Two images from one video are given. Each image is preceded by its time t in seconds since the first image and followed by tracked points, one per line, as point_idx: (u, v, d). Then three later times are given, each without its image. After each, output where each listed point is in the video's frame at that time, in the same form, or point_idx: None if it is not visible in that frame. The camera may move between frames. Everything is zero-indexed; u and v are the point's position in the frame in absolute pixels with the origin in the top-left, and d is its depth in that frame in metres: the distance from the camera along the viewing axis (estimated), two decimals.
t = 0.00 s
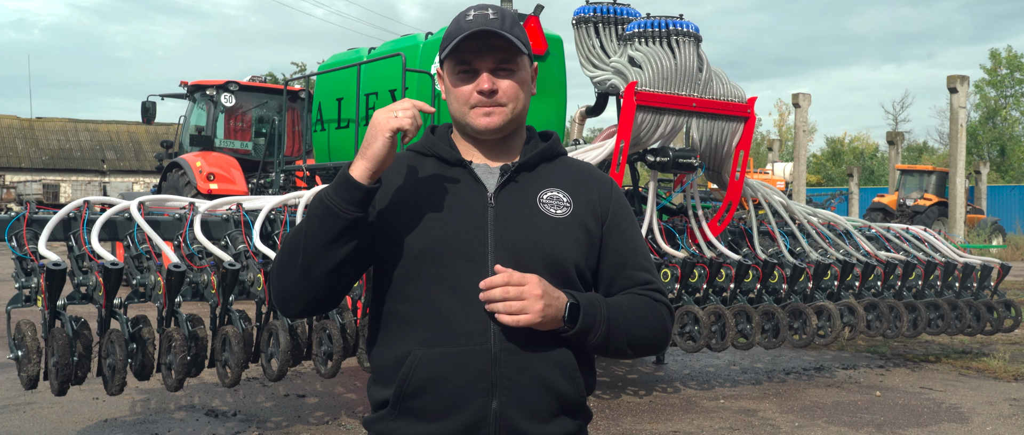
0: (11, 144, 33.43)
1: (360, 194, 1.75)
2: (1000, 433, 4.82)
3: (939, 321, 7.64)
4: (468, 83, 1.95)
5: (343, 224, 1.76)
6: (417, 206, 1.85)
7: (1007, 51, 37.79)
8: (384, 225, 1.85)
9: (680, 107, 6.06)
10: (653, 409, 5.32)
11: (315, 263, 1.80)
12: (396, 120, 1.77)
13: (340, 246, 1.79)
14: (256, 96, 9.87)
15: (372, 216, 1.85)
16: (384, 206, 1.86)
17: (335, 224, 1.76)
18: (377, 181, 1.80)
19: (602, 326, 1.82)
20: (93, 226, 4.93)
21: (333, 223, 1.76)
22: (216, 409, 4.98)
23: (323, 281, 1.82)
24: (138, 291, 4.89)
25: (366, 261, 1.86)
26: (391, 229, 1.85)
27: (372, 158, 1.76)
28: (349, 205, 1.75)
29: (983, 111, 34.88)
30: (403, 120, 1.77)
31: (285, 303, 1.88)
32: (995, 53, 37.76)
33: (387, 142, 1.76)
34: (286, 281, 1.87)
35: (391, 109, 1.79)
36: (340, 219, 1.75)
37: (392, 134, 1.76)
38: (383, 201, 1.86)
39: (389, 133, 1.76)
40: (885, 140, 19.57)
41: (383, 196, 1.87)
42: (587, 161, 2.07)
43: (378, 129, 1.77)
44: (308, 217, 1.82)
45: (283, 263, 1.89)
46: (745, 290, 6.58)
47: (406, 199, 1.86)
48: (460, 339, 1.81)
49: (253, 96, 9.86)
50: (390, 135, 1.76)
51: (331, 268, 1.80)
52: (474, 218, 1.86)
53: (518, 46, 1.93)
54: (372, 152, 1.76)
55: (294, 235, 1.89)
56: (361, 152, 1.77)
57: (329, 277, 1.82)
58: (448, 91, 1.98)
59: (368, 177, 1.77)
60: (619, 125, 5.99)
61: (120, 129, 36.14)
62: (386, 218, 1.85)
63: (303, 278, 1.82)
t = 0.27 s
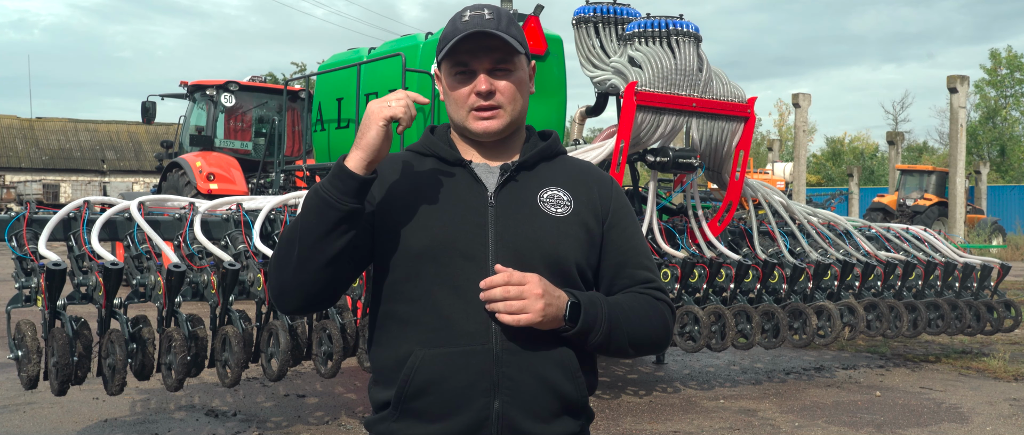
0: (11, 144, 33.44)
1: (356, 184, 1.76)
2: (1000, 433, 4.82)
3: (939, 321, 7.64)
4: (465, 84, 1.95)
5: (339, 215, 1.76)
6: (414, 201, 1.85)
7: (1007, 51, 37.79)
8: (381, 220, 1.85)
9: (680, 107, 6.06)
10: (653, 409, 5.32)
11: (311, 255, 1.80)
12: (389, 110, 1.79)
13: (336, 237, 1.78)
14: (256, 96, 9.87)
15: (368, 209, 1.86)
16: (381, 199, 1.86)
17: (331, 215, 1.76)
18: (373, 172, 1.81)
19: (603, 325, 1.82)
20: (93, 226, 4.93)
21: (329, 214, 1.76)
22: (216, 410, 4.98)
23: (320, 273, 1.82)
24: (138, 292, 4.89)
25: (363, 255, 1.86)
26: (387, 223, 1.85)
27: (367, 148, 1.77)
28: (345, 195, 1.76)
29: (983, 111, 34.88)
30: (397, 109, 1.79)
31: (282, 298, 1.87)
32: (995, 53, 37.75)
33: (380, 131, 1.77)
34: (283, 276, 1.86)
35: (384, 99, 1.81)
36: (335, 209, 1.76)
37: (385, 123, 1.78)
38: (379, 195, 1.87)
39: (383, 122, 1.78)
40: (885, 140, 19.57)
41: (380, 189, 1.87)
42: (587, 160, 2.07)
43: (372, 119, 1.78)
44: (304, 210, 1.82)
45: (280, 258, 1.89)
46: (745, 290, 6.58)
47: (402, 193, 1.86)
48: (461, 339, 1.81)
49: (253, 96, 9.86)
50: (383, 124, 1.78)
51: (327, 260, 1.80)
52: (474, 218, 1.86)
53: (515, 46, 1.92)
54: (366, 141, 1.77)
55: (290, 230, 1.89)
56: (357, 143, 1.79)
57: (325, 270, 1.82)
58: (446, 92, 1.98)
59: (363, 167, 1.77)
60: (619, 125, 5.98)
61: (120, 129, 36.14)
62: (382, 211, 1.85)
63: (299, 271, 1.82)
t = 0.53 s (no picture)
0: (11, 144, 33.44)
1: (357, 185, 1.76)
2: (1000, 433, 4.82)
3: (939, 321, 7.64)
4: (466, 85, 1.95)
5: (340, 216, 1.76)
6: (415, 201, 1.85)
7: (1007, 51, 37.79)
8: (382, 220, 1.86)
9: (680, 107, 6.06)
10: (653, 409, 5.32)
11: (312, 257, 1.80)
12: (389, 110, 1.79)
13: (337, 239, 1.78)
14: (256, 96, 9.87)
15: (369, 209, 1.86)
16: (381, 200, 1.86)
17: (332, 216, 1.76)
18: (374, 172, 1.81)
19: (606, 325, 1.82)
20: (93, 226, 4.93)
21: (330, 215, 1.76)
22: (216, 410, 4.98)
23: (321, 275, 1.82)
24: (138, 291, 4.89)
25: (364, 256, 1.86)
26: (388, 224, 1.85)
27: (368, 149, 1.77)
28: (345, 196, 1.76)
29: (983, 111, 34.88)
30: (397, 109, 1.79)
31: (284, 301, 1.88)
32: (995, 53, 37.75)
33: (381, 131, 1.77)
34: (284, 278, 1.86)
35: (384, 100, 1.82)
36: (336, 210, 1.76)
37: (386, 123, 1.78)
38: (380, 195, 1.86)
39: (383, 122, 1.78)
40: (885, 140, 19.57)
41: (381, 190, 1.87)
42: (589, 160, 2.07)
43: (373, 119, 1.79)
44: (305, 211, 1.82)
45: (280, 260, 1.89)
46: (745, 290, 6.58)
47: (403, 193, 1.86)
48: (464, 340, 1.81)
49: (253, 96, 9.86)
50: (384, 124, 1.78)
51: (329, 262, 1.80)
52: (476, 218, 1.86)
53: (515, 46, 1.92)
54: (367, 142, 1.77)
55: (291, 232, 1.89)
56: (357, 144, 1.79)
57: (327, 271, 1.82)
58: (446, 93, 1.98)
59: (364, 167, 1.77)
60: (619, 125, 5.98)
61: (120, 129, 36.15)
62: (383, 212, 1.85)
63: (301, 273, 1.82)
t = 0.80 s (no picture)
0: (11, 143, 33.44)
1: (359, 187, 1.76)
2: (1000, 433, 4.82)
3: (940, 321, 7.64)
4: (467, 86, 1.95)
5: (342, 217, 1.76)
6: (416, 201, 1.86)
7: (1007, 51, 37.79)
8: (383, 221, 1.86)
9: (680, 107, 6.06)
10: (653, 409, 5.32)
11: (314, 259, 1.80)
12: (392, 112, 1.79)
13: (339, 240, 1.79)
14: (256, 96, 9.87)
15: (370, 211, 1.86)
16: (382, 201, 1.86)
17: (334, 218, 1.76)
18: (376, 174, 1.81)
19: (609, 325, 1.82)
20: (93, 226, 4.93)
21: (332, 217, 1.77)
22: (216, 410, 4.98)
23: (323, 276, 1.82)
24: (138, 292, 4.89)
25: (366, 257, 1.86)
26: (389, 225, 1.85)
27: (370, 150, 1.77)
28: (348, 198, 1.76)
29: (983, 111, 34.88)
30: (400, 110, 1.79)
31: (285, 303, 1.88)
32: (995, 53, 37.75)
33: (383, 133, 1.78)
34: (285, 280, 1.86)
35: (386, 102, 1.82)
36: (338, 212, 1.76)
37: (387, 124, 1.78)
38: (381, 196, 1.87)
39: (386, 124, 1.78)
40: (885, 140, 19.58)
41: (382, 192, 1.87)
42: (591, 160, 2.07)
43: (375, 121, 1.79)
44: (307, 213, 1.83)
45: (281, 262, 1.89)
46: (745, 290, 6.59)
47: (404, 194, 1.87)
48: (467, 341, 1.81)
49: (253, 96, 9.86)
50: (386, 126, 1.78)
51: (331, 264, 1.80)
52: (479, 219, 1.86)
53: (516, 46, 1.92)
54: (369, 143, 1.77)
55: (292, 234, 1.89)
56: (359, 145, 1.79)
57: (329, 272, 1.82)
58: (448, 93, 1.98)
59: (365, 168, 1.78)
60: (619, 125, 5.98)
61: (120, 129, 36.15)
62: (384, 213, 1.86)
63: (302, 274, 1.82)
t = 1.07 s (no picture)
0: (11, 143, 33.44)
1: (361, 189, 1.76)
2: (1000, 433, 4.82)
3: (939, 321, 7.64)
4: (471, 84, 1.95)
5: (344, 221, 1.77)
6: (417, 202, 1.86)
7: (1007, 51, 37.78)
8: (384, 224, 1.86)
9: (680, 107, 6.06)
10: (653, 409, 5.32)
11: (317, 263, 1.80)
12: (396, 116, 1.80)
13: (342, 244, 1.79)
14: (256, 96, 9.87)
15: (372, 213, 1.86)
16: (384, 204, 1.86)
17: (337, 221, 1.77)
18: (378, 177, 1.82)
19: (611, 325, 1.82)
20: (93, 226, 4.93)
21: (335, 220, 1.77)
22: (216, 410, 4.98)
23: (325, 281, 1.82)
24: (138, 291, 4.89)
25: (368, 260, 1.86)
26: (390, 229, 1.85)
27: (373, 154, 1.77)
28: (350, 201, 1.76)
29: (983, 111, 34.88)
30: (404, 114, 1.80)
31: (288, 306, 1.87)
32: (995, 53, 37.74)
33: (386, 136, 1.78)
34: (287, 283, 1.86)
35: (390, 105, 1.83)
36: (340, 216, 1.76)
37: (391, 127, 1.79)
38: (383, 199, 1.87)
39: (389, 127, 1.78)
40: (885, 140, 19.58)
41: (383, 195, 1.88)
42: (592, 159, 2.07)
43: (378, 124, 1.79)
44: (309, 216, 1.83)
45: (284, 265, 1.89)
46: (745, 290, 6.59)
47: (404, 196, 1.87)
48: (469, 342, 1.81)
49: (253, 96, 9.86)
50: (389, 129, 1.78)
51: (333, 267, 1.80)
52: (480, 220, 1.86)
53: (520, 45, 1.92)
54: (372, 146, 1.77)
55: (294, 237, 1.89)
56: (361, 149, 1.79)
57: (331, 276, 1.82)
58: (451, 92, 1.98)
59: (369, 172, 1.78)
60: (619, 125, 5.98)
61: (120, 129, 36.14)
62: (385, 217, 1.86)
63: (305, 278, 1.82)
